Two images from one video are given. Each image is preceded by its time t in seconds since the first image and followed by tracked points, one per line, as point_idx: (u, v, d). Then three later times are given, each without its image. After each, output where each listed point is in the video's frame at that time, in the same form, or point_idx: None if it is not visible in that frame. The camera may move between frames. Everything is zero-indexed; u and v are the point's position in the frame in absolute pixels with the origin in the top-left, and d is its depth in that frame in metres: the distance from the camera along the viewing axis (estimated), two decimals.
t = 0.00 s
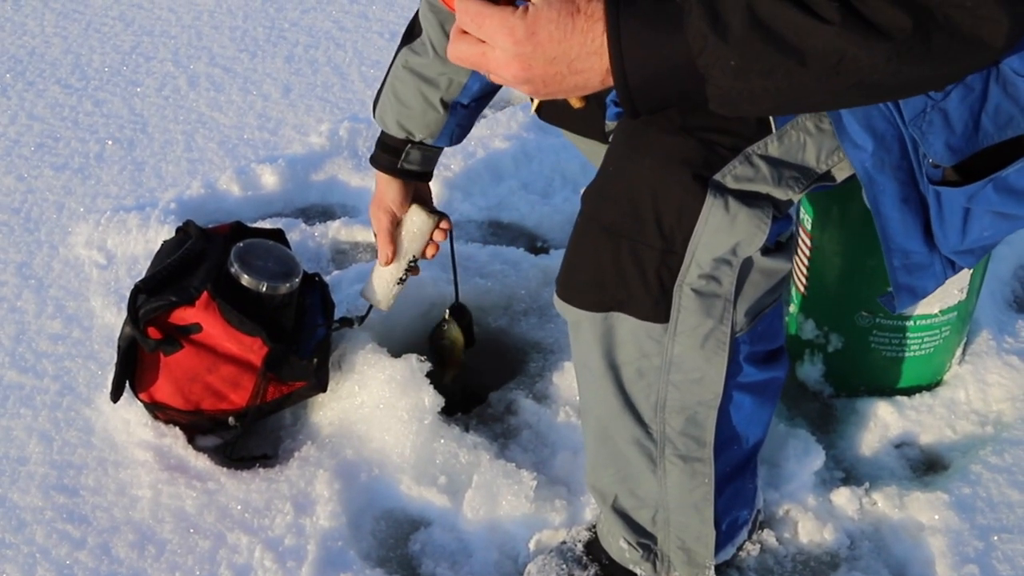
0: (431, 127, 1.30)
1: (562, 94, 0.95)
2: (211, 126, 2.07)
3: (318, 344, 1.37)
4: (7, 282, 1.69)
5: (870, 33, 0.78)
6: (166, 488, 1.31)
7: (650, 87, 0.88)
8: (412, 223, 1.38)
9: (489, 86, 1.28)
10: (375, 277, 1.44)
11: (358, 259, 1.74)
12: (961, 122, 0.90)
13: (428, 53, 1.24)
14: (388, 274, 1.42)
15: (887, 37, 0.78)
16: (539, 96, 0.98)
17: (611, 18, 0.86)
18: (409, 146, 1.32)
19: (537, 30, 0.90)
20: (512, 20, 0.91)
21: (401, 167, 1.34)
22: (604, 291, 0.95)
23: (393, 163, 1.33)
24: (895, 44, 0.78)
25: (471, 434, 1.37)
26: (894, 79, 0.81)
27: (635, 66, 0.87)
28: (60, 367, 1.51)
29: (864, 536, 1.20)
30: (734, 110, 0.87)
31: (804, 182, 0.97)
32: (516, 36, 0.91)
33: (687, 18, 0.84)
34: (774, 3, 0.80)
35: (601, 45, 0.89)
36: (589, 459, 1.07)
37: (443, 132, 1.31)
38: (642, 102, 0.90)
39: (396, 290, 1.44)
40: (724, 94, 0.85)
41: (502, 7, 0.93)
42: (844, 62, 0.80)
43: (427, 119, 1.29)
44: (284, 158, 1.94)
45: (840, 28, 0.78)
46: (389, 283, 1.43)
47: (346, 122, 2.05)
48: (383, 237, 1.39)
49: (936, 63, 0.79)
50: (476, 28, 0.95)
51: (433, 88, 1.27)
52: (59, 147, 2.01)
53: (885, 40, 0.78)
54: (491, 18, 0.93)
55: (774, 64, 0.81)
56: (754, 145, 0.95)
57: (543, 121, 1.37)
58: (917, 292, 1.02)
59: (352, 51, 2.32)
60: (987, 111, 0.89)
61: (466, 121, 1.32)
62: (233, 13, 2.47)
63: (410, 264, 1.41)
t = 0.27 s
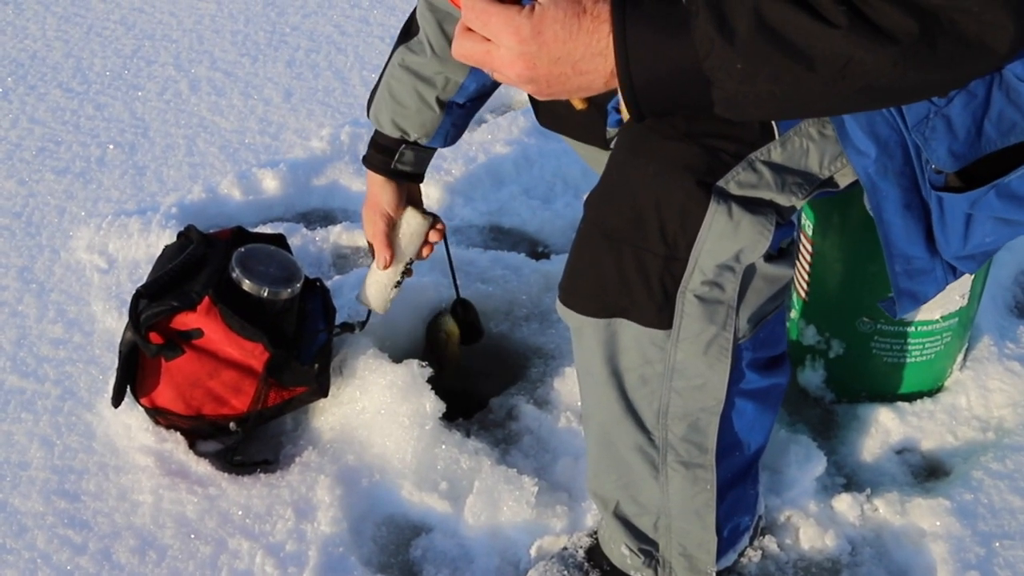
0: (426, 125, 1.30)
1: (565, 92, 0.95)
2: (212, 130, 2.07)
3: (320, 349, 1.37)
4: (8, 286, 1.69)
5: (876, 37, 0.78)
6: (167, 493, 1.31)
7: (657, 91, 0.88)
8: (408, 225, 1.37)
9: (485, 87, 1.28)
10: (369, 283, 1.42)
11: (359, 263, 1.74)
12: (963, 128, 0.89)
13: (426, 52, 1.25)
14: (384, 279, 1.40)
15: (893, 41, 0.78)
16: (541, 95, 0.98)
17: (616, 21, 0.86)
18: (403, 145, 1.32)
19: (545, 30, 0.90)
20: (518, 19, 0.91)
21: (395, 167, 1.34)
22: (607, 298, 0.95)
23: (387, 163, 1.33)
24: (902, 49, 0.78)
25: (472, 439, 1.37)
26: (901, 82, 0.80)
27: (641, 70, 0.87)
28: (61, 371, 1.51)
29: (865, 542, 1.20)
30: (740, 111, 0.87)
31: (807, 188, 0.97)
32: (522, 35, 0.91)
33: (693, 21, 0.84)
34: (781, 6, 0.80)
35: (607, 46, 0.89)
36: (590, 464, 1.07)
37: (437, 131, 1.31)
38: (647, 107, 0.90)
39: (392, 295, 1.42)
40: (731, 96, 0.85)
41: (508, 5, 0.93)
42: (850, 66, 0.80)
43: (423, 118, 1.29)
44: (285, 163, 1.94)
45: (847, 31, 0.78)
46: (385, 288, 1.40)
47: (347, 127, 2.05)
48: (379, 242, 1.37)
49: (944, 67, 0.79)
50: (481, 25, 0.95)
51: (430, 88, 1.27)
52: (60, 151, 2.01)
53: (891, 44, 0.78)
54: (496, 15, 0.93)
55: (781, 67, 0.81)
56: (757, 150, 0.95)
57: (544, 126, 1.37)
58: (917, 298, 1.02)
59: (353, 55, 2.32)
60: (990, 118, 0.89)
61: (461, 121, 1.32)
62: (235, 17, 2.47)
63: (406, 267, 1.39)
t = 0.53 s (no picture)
0: (445, 145, 1.30)
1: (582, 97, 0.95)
2: (218, 145, 2.07)
3: (324, 366, 1.37)
4: (14, 301, 1.69)
5: (895, 41, 0.78)
6: (172, 508, 1.31)
7: (677, 95, 0.87)
8: (419, 255, 1.36)
9: (502, 104, 1.29)
10: (375, 305, 1.41)
11: (364, 279, 1.74)
12: (972, 142, 0.91)
13: (444, 70, 1.25)
14: (389, 304, 1.39)
15: (912, 45, 0.78)
16: (554, 97, 0.98)
17: (637, 25, 0.86)
18: (422, 166, 1.33)
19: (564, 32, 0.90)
20: (537, 19, 0.92)
21: (414, 189, 1.34)
22: (613, 314, 0.95)
23: (404, 184, 1.34)
24: (921, 53, 0.78)
25: (477, 455, 1.37)
26: (919, 87, 0.81)
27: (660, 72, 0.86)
28: (67, 386, 1.52)
29: (870, 559, 1.20)
30: (761, 117, 0.87)
31: (814, 205, 0.97)
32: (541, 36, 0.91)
33: (715, 24, 0.84)
34: (802, 11, 0.80)
35: (626, 49, 0.89)
36: (596, 480, 1.07)
37: (456, 151, 1.31)
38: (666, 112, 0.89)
39: (395, 320, 1.42)
40: (749, 100, 0.85)
41: (528, 5, 0.93)
42: (870, 70, 0.80)
43: (441, 137, 1.29)
44: (290, 178, 1.95)
45: (868, 35, 0.78)
46: (390, 313, 1.40)
47: (352, 142, 2.06)
48: (388, 263, 1.37)
49: (962, 71, 0.80)
50: (500, 25, 0.95)
51: (448, 106, 1.27)
52: (66, 166, 2.02)
53: (910, 48, 0.78)
54: (515, 16, 0.93)
55: (800, 71, 0.81)
56: (764, 166, 0.95)
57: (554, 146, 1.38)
58: (928, 316, 1.02)
59: (357, 71, 2.33)
60: (998, 132, 0.91)
61: (479, 140, 1.33)
62: (240, 32, 2.48)
63: (411, 296, 1.39)
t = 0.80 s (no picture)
0: (456, 147, 1.30)
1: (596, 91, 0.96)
2: (225, 158, 2.08)
3: (332, 377, 1.38)
4: (23, 312, 1.70)
5: (917, 36, 0.79)
6: (180, 519, 1.31)
7: (697, 86, 0.90)
8: (428, 257, 1.36)
9: (514, 109, 1.29)
10: (386, 310, 1.41)
11: (371, 291, 1.75)
12: (983, 150, 0.91)
13: (456, 73, 1.26)
14: (400, 307, 1.40)
15: (934, 40, 0.79)
16: (569, 90, 0.98)
17: (658, 17, 0.88)
18: (432, 168, 1.33)
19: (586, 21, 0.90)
20: (559, 8, 0.91)
21: (424, 190, 1.34)
22: (623, 324, 0.96)
23: (414, 186, 1.34)
24: (943, 47, 0.79)
25: (483, 467, 1.37)
26: (937, 82, 0.82)
27: (681, 66, 0.89)
28: (75, 397, 1.52)
29: (877, 571, 1.20)
30: (777, 112, 0.88)
31: (823, 216, 0.98)
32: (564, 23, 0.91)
33: (737, 16, 0.86)
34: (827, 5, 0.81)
35: (646, 41, 0.90)
36: (604, 491, 1.07)
37: (468, 154, 1.31)
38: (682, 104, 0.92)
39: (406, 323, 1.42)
40: (768, 93, 0.86)
41: None
42: (891, 64, 0.81)
43: (452, 139, 1.30)
44: (297, 191, 1.95)
45: (890, 28, 0.79)
46: (400, 317, 1.41)
47: (359, 155, 2.07)
48: (400, 267, 1.36)
49: (981, 67, 0.81)
50: (520, 14, 0.94)
51: (460, 109, 1.28)
52: (75, 178, 2.03)
53: (932, 43, 0.79)
54: (536, 4, 0.92)
55: (822, 64, 0.82)
56: (774, 178, 0.96)
57: (559, 155, 1.38)
58: (939, 326, 1.02)
59: (364, 84, 2.34)
60: (1010, 139, 0.91)
61: (491, 144, 1.33)
62: (247, 45, 2.49)
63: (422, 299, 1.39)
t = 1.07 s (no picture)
0: (463, 144, 1.30)
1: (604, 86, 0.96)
2: (231, 161, 2.09)
3: (335, 379, 1.38)
4: (29, 314, 1.70)
5: (919, 35, 0.79)
6: (184, 521, 1.31)
7: (701, 84, 0.90)
8: (439, 259, 1.39)
9: (521, 105, 1.30)
10: (398, 313, 1.44)
11: (375, 293, 1.75)
12: (984, 152, 0.91)
13: (462, 68, 1.26)
14: (412, 309, 1.42)
15: (937, 40, 0.79)
16: (578, 86, 0.98)
17: (663, 15, 0.88)
18: (438, 167, 1.32)
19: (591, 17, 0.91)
20: (565, 4, 0.92)
21: (429, 189, 1.34)
22: (624, 325, 0.96)
23: (419, 184, 1.33)
24: (945, 47, 0.79)
25: (486, 469, 1.38)
26: (941, 82, 0.82)
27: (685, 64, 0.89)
28: (80, 400, 1.53)
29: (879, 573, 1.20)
30: (782, 109, 0.88)
31: (824, 217, 0.98)
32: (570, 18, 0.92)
33: (740, 14, 0.86)
34: (830, 5, 0.81)
35: (652, 38, 0.90)
36: (606, 492, 1.08)
37: (473, 151, 1.31)
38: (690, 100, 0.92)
39: (419, 325, 1.45)
40: (773, 89, 0.87)
41: None
42: (894, 62, 0.81)
43: (459, 136, 1.29)
44: (302, 194, 1.96)
45: (892, 27, 0.79)
46: (413, 319, 1.43)
47: (364, 158, 2.07)
48: (413, 271, 1.39)
49: (984, 68, 0.81)
50: (528, 10, 0.95)
51: (466, 105, 1.28)
52: (81, 181, 2.04)
53: (933, 42, 0.79)
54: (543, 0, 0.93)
55: (825, 63, 0.83)
56: (775, 179, 0.96)
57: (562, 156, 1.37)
58: (939, 327, 1.03)
59: (369, 87, 2.35)
60: (1012, 141, 0.91)
61: (495, 141, 1.33)
62: (253, 49, 2.50)
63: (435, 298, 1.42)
